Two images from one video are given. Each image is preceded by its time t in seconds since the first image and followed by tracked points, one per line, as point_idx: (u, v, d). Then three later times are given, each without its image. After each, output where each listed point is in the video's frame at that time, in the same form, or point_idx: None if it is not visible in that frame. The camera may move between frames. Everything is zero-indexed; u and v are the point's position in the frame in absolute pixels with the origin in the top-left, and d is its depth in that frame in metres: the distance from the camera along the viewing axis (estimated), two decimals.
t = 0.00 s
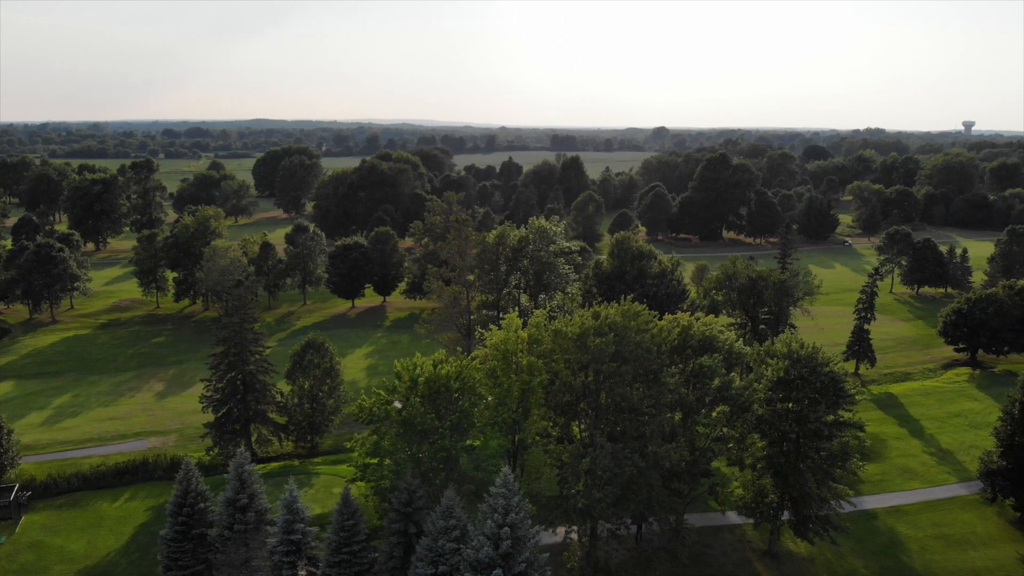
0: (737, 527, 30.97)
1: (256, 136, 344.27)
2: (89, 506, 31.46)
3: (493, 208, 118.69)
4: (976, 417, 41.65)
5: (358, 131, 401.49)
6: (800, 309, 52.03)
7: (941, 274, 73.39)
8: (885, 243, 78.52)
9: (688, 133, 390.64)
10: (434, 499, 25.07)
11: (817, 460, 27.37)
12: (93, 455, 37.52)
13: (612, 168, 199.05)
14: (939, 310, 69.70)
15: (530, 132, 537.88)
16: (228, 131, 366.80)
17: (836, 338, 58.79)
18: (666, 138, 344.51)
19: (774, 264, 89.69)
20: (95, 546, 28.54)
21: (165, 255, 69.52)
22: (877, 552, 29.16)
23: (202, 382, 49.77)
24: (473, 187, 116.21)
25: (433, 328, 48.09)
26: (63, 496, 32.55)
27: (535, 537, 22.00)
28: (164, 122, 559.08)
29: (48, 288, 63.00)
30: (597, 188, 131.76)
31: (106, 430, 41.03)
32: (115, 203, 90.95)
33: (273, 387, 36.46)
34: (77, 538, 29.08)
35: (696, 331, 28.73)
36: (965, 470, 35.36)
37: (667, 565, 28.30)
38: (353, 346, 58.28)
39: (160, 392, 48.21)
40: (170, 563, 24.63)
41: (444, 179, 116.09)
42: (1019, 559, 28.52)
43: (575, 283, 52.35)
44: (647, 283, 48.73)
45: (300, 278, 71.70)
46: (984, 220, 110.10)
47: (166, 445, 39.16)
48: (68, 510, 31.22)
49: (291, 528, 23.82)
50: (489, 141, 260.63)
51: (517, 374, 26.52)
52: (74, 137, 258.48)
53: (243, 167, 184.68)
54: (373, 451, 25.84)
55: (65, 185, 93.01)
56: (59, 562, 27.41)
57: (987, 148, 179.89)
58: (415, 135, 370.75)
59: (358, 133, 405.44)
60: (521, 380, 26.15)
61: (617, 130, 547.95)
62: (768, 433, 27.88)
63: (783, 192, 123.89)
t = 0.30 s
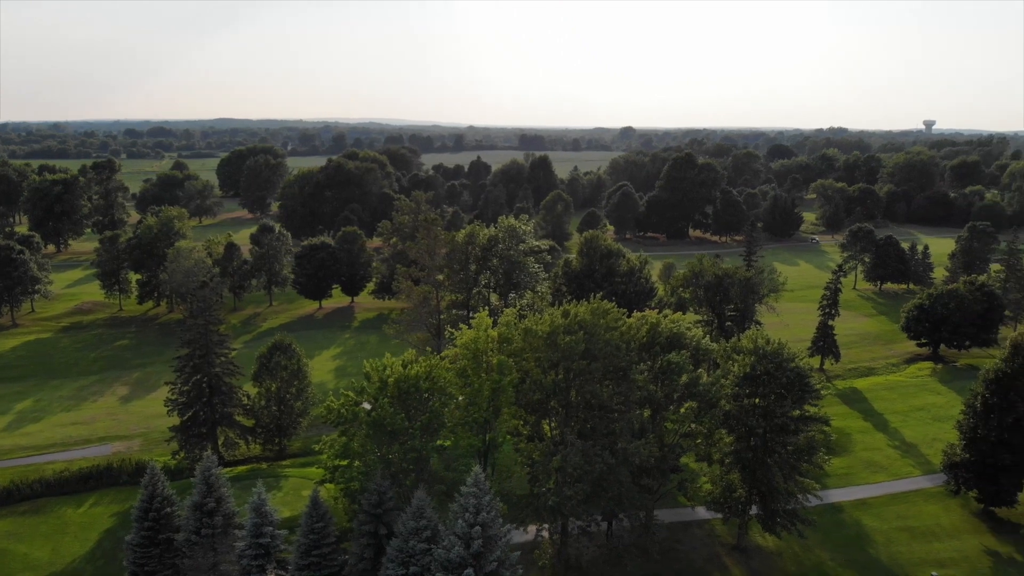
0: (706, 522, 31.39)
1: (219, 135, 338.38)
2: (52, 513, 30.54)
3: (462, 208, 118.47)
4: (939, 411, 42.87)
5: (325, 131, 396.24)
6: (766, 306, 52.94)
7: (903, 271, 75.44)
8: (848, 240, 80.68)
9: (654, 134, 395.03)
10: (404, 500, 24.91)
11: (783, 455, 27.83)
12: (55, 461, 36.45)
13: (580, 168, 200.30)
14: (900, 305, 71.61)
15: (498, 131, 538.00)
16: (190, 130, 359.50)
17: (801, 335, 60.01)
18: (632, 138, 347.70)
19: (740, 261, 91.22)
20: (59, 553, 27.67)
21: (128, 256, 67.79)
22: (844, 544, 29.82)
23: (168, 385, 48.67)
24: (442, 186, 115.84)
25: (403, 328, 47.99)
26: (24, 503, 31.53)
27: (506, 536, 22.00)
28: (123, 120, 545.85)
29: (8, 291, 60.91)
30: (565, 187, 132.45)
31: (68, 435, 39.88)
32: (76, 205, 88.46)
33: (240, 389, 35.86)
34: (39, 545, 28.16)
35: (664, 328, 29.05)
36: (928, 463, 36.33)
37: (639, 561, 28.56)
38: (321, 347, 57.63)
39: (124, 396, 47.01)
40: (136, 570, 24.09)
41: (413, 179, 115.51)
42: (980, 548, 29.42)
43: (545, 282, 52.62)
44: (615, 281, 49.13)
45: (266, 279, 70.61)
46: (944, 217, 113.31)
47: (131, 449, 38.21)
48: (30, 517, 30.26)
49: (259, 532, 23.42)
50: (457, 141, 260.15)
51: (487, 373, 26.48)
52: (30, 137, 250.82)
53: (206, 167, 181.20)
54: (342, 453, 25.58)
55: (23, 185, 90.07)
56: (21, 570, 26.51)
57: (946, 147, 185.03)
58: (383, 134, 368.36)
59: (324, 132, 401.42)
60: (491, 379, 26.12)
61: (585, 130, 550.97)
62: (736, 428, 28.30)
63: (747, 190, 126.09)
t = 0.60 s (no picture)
0: (676, 518, 31.78)
1: (182, 134, 331.47)
2: (14, 520, 29.63)
3: (430, 207, 117.98)
4: (901, 405, 43.95)
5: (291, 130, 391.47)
6: (733, 303, 53.66)
7: (864, 268, 77.15)
8: (811, 238, 81.67)
9: (621, 134, 397.90)
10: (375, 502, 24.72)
11: (750, 450, 28.24)
12: (16, 467, 35.36)
13: (548, 168, 200.91)
14: (863, 301, 73.22)
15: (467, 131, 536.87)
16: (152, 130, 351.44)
17: (766, 331, 61.09)
18: (600, 137, 349.94)
19: (707, 260, 92.41)
20: (21, 560, 26.82)
21: (90, 258, 66.06)
22: (811, 537, 30.42)
23: (132, 389, 47.57)
24: (410, 185, 115.16)
25: (372, 329, 47.67)
26: None
27: (477, 536, 21.97)
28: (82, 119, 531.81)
29: None
30: (534, 186, 132.72)
31: (28, 442, 38.72)
32: (35, 206, 85.93)
33: (205, 392, 35.23)
34: None
35: (633, 326, 29.27)
36: (892, 456, 37.25)
37: (610, 558, 28.78)
38: (289, 349, 56.91)
39: (86, 400, 45.82)
40: None
41: (381, 178, 114.63)
42: (944, 539, 30.23)
43: (515, 281, 52.63)
44: (585, 280, 49.42)
45: (231, 280, 69.42)
46: (905, 215, 116.16)
47: (95, 454, 37.25)
48: None
49: (227, 536, 23.02)
50: (425, 140, 259.11)
51: (457, 372, 26.42)
52: None
53: (169, 167, 177.55)
54: (310, 455, 25.27)
55: None
56: None
57: (906, 147, 189.62)
58: (350, 133, 364.48)
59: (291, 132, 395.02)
60: (461, 379, 26.07)
61: (553, 130, 553.32)
62: (704, 424, 28.65)
63: (713, 189, 127.83)
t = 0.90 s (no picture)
0: (646, 514, 32.05)
1: (145, 134, 324.71)
2: None
3: (398, 206, 117.28)
4: (865, 399, 44.90)
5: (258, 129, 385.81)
6: (700, 301, 54.28)
7: (827, 265, 78.66)
8: (776, 236, 82.96)
9: (591, 134, 399.80)
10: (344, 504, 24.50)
11: (718, 445, 28.59)
12: None
13: (517, 167, 201.27)
14: (826, 298, 74.66)
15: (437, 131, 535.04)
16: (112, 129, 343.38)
17: (733, 328, 61.95)
18: (569, 137, 351.40)
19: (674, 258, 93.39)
20: None
21: (51, 260, 64.39)
22: (779, 531, 30.91)
23: (95, 393, 46.46)
24: (378, 185, 114.39)
25: (339, 329, 46.92)
26: None
27: (448, 535, 21.88)
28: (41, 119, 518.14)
29: None
30: (503, 186, 132.74)
31: None
32: None
33: (171, 395, 34.58)
34: None
35: (602, 324, 29.41)
36: (857, 450, 38.03)
37: (581, 556, 28.90)
38: (255, 351, 56.13)
39: (47, 405, 44.64)
40: None
41: (348, 178, 113.71)
42: (909, 532, 30.93)
43: (484, 281, 52.57)
44: (554, 279, 49.58)
45: (196, 281, 68.25)
46: (868, 213, 118.63)
47: (58, 459, 36.32)
48: None
49: (194, 540, 22.60)
50: (393, 140, 257.79)
51: (427, 372, 26.34)
52: None
53: (132, 167, 174.24)
54: (278, 458, 24.96)
55: None
56: None
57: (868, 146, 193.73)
58: (317, 132, 360.55)
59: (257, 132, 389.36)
60: (431, 379, 25.99)
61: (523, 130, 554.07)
62: (672, 420, 28.91)
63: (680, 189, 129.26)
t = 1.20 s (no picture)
0: (617, 511, 32.29)
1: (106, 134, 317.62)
2: None
3: (366, 206, 116.49)
4: (830, 394, 45.79)
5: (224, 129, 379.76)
6: (668, 298, 54.83)
7: (792, 262, 80.02)
8: (742, 234, 83.97)
9: (560, 134, 401.31)
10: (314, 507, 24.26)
11: (687, 441, 28.90)
12: None
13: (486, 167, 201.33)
14: (791, 295, 75.98)
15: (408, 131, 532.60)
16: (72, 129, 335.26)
17: (700, 325, 62.69)
18: (537, 136, 352.31)
19: (643, 256, 94.16)
20: None
21: (9, 263, 62.63)
22: (748, 525, 31.36)
23: (57, 397, 45.33)
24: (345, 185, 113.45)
25: (306, 330, 46.33)
26: None
27: (419, 536, 21.77)
28: None
29: None
30: (472, 185, 132.57)
31: None
32: None
33: (135, 399, 33.89)
34: None
35: (572, 322, 29.49)
36: (823, 444, 38.75)
37: (552, 554, 28.98)
38: (221, 353, 55.31)
39: (7, 410, 43.40)
40: None
41: (314, 177, 112.62)
42: (875, 524, 31.60)
43: (453, 280, 52.46)
44: (524, 278, 49.66)
45: (160, 283, 66.96)
46: (831, 211, 120.93)
47: (19, 465, 35.35)
48: None
49: (161, 545, 22.16)
50: (360, 139, 255.87)
51: (396, 373, 26.21)
52: None
53: (93, 167, 170.50)
54: (246, 461, 24.64)
55: None
56: None
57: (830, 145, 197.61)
58: (283, 132, 355.58)
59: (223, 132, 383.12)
60: (401, 379, 25.83)
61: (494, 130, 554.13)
62: (641, 417, 29.10)
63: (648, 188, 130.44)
